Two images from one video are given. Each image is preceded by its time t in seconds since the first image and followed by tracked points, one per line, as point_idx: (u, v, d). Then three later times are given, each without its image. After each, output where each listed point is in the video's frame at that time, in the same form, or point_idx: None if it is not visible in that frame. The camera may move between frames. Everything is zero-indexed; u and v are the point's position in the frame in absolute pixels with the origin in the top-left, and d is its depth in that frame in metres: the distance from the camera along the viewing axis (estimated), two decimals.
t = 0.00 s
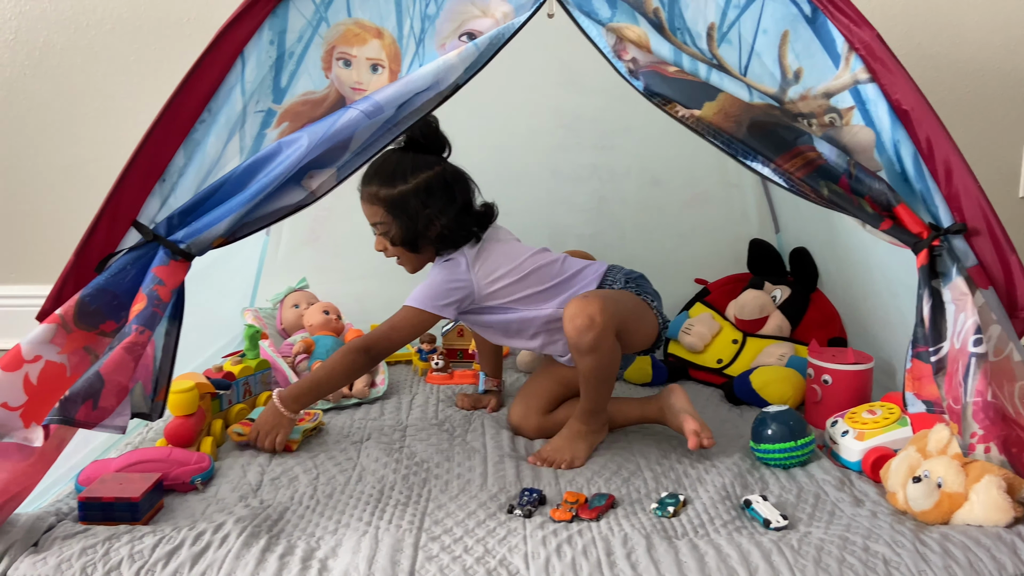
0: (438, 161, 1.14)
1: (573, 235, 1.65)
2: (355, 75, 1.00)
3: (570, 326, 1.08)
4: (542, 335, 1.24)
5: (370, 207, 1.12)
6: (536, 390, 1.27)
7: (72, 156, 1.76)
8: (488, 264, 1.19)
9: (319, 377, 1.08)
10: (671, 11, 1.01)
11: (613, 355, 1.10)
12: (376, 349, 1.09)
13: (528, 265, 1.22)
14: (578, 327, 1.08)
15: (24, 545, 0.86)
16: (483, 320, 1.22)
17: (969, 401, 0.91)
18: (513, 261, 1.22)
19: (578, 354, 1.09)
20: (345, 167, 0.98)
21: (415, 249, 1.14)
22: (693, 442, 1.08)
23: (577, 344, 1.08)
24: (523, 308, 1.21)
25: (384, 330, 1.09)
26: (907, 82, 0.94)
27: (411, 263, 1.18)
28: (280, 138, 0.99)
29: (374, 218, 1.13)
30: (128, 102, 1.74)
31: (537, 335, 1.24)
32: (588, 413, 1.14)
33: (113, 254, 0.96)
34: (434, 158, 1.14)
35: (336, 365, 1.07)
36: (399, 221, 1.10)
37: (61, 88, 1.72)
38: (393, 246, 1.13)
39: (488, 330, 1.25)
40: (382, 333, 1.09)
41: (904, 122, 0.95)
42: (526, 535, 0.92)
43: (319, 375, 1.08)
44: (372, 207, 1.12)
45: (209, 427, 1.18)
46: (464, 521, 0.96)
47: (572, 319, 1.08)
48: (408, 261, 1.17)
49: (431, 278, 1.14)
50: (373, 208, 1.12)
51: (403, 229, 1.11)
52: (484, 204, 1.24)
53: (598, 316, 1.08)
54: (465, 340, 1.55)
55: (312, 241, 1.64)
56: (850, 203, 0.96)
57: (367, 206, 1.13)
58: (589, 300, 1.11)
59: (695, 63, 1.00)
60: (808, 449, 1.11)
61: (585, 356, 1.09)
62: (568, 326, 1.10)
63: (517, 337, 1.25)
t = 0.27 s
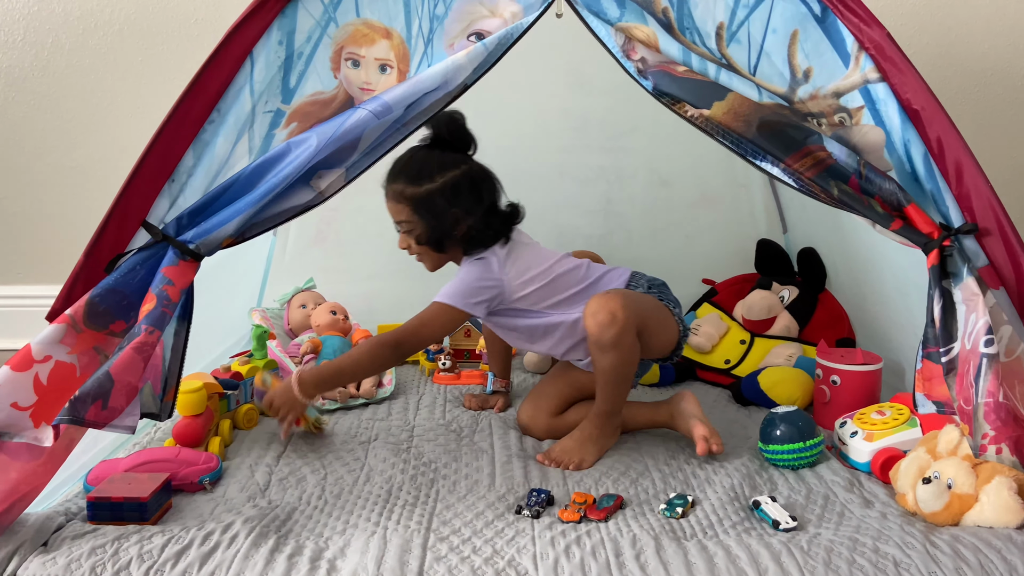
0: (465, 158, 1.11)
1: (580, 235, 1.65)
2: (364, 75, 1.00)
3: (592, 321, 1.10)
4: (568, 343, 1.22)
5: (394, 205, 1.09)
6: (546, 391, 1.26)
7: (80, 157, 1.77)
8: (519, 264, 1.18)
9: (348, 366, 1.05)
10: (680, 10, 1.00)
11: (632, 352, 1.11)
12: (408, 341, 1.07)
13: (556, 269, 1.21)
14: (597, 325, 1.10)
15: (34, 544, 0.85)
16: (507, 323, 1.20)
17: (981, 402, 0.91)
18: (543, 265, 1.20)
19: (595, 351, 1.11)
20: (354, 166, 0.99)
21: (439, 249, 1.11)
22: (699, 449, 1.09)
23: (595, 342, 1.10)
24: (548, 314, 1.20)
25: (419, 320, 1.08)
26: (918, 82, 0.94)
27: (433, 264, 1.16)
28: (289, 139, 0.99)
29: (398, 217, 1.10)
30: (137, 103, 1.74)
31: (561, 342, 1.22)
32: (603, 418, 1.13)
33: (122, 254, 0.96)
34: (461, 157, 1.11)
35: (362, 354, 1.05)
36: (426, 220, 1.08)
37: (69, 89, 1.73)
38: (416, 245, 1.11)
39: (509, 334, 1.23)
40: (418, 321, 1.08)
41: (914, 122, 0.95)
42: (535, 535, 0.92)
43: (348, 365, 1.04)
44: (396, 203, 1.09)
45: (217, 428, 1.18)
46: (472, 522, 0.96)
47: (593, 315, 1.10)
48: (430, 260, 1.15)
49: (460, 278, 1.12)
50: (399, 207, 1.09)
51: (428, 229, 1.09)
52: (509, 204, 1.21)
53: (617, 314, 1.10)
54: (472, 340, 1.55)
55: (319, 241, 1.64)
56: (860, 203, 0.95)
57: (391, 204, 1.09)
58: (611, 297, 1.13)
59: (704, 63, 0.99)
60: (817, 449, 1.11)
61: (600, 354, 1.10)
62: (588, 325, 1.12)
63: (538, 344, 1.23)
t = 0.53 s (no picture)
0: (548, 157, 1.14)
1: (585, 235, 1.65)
2: (371, 75, 1.00)
3: (666, 325, 1.12)
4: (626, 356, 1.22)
5: (477, 190, 1.08)
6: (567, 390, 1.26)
7: (86, 157, 1.77)
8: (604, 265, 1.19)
9: (434, 304, 0.98)
10: (686, 10, 1.00)
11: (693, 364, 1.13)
12: (512, 304, 1.04)
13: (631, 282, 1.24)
14: (673, 329, 1.12)
15: (42, 543, 0.85)
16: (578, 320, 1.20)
17: (989, 402, 0.91)
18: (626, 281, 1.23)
19: (659, 355, 1.12)
20: (360, 166, 1.00)
21: (517, 239, 1.10)
22: (677, 450, 1.13)
23: (664, 345, 1.11)
24: (619, 325, 1.21)
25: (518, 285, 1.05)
26: (926, 81, 0.93)
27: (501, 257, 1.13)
28: (296, 139, 0.99)
29: (479, 203, 1.08)
30: (143, 103, 1.75)
31: (622, 354, 1.22)
32: (636, 424, 1.13)
33: (129, 254, 0.97)
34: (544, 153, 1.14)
35: (465, 298, 0.99)
36: (512, 210, 1.08)
37: (76, 89, 1.74)
38: (496, 235, 1.10)
39: (570, 333, 1.22)
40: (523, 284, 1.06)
41: (922, 121, 0.95)
42: (542, 535, 0.91)
43: (435, 305, 0.98)
44: (479, 189, 1.08)
45: (223, 428, 1.18)
46: (478, 521, 0.95)
47: (672, 319, 1.11)
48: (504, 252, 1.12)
49: (557, 257, 1.11)
50: (482, 192, 1.08)
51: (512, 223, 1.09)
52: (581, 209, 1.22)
53: (700, 330, 1.12)
54: (478, 340, 1.56)
55: (325, 241, 1.64)
56: (868, 202, 0.95)
57: (475, 186, 1.08)
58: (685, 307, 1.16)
59: (711, 62, 0.99)
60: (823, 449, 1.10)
61: (664, 361, 1.12)
62: (660, 327, 1.13)
63: (595, 352, 1.23)
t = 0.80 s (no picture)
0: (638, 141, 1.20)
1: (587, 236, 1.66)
2: (372, 77, 1.00)
3: (753, 372, 1.10)
4: (686, 365, 1.22)
5: (606, 161, 1.09)
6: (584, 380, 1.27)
7: (89, 159, 1.78)
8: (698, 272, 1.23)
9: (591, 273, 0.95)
10: (687, 11, 1.00)
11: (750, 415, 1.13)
12: (628, 283, 1.00)
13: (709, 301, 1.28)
14: (761, 376, 1.10)
15: (45, 545, 0.86)
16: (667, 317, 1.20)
17: (993, 403, 0.90)
18: (710, 309, 1.27)
19: (732, 396, 1.11)
20: (362, 168, 0.99)
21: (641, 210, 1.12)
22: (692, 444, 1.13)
23: (744, 384, 1.11)
24: (694, 337, 1.23)
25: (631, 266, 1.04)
26: (927, 83, 0.93)
27: (622, 231, 1.13)
28: (298, 141, 0.99)
29: (606, 174, 1.08)
30: (145, 105, 1.75)
31: (683, 362, 1.23)
32: (664, 440, 1.14)
33: (132, 256, 0.97)
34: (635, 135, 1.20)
35: (604, 271, 0.96)
36: (638, 180, 1.10)
37: (78, 91, 1.74)
38: (613, 207, 1.10)
39: (649, 324, 1.22)
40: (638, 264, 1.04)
41: (923, 123, 0.95)
42: (544, 537, 0.92)
43: (591, 274, 0.95)
44: (609, 162, 1.09)
45: (226, 429, 1.18)
46: (481, 523, 0.96)
47: (763, 366, 1.10)
48: (616, 229, 1.12)
49: (664, 240, 1.11)
50: (610, 164, 1.09)
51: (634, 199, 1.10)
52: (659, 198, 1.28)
53: (785, 383, 1.12)
54: (480, 342, 1.54)
55: (327, 242, 1.64)
56: (870, 203, 0.95)
57: (601, 157, 1.08)
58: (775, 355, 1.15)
59: (712, 63, 0.99)
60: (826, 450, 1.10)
61: (736, 403, 1.11)
62: (746, 369, 1.11)
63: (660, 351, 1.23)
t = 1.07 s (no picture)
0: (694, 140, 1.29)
1: (584, 238, 1.68)
2: (367, 81, 1.01)
3: (762, 398, 1.08)
4: (702, 368, 1.23)
5: (673, 148, 1.18)
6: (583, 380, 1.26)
7: (87, 162, 1.78)
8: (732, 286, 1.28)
9: (661, 273, 1.05)
10: (681, 15, 1.01)
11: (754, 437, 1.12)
12: (696, 288, 1.08)
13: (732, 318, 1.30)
14: (771, 405, 1.08)
15: (40, 548, 0.86)
16: (698, 316, 1.22)
17: (987, 406, 0.91)
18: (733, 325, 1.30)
19: (737, 421, 1.09)
20: (357, 172, 0.99)
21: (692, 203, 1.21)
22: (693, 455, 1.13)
23: (751, 411, 1.08)
24: (715, 343, 1.24)
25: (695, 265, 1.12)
26: (920, 86, 0.95)
27: (673, 219, 1.20)
28: (294, 144, 0.99)
29: (671, 162, 1.18)
30: (143, 108, 1.75)
31: (699, 365, 1.23)
32: (662, 448, 1.13)
33: (127, 260, 0.98)
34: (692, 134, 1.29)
35: (677, 276, 1.05)
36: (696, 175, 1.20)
37: (76, 95, 1.74)
38: (668, 194, 1.17)
39: (678, 318, 1.23)
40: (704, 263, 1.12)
41: (916, 126, 0.96)
42: (539, 539, 0.92)
43: (663, 276, 1.04)
44: (675, 151, 1.18)
45: (222, 432, 1.18)
46: (476, 526, 0.96)
47: (774, 395, 1.07)
48: (666, 219, 1.19)
49: (715, 240, 1.18)
50: (676, 153, 1.18)
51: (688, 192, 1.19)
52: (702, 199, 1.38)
53: (795, 414, 1.10)
54: (477, 344, 1.55)
55: (325, 245, 1.65)
56: (863, 206, 0.95)
57: (668, 144, 1.18)
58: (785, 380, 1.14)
59: (706, 67, 0.99)
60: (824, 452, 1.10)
61: (741, 428, 1.09)
62: (756, 397, 1.09)
63: (679, 349, 1.23)
